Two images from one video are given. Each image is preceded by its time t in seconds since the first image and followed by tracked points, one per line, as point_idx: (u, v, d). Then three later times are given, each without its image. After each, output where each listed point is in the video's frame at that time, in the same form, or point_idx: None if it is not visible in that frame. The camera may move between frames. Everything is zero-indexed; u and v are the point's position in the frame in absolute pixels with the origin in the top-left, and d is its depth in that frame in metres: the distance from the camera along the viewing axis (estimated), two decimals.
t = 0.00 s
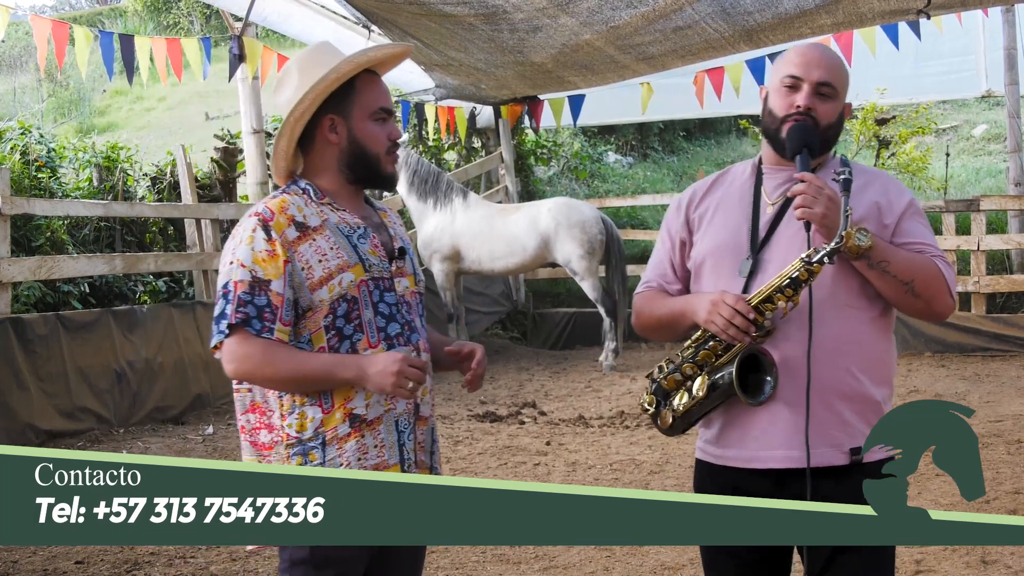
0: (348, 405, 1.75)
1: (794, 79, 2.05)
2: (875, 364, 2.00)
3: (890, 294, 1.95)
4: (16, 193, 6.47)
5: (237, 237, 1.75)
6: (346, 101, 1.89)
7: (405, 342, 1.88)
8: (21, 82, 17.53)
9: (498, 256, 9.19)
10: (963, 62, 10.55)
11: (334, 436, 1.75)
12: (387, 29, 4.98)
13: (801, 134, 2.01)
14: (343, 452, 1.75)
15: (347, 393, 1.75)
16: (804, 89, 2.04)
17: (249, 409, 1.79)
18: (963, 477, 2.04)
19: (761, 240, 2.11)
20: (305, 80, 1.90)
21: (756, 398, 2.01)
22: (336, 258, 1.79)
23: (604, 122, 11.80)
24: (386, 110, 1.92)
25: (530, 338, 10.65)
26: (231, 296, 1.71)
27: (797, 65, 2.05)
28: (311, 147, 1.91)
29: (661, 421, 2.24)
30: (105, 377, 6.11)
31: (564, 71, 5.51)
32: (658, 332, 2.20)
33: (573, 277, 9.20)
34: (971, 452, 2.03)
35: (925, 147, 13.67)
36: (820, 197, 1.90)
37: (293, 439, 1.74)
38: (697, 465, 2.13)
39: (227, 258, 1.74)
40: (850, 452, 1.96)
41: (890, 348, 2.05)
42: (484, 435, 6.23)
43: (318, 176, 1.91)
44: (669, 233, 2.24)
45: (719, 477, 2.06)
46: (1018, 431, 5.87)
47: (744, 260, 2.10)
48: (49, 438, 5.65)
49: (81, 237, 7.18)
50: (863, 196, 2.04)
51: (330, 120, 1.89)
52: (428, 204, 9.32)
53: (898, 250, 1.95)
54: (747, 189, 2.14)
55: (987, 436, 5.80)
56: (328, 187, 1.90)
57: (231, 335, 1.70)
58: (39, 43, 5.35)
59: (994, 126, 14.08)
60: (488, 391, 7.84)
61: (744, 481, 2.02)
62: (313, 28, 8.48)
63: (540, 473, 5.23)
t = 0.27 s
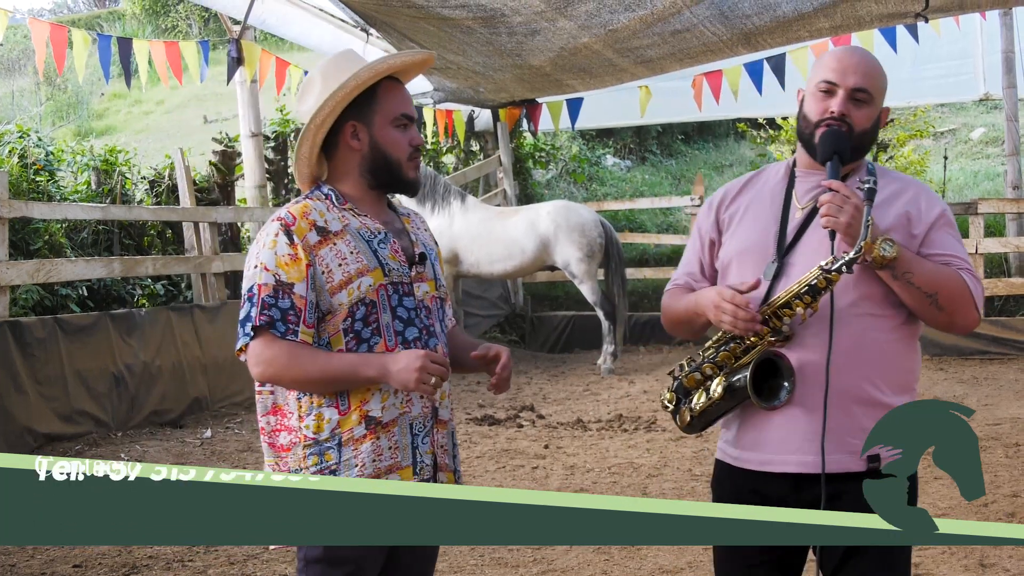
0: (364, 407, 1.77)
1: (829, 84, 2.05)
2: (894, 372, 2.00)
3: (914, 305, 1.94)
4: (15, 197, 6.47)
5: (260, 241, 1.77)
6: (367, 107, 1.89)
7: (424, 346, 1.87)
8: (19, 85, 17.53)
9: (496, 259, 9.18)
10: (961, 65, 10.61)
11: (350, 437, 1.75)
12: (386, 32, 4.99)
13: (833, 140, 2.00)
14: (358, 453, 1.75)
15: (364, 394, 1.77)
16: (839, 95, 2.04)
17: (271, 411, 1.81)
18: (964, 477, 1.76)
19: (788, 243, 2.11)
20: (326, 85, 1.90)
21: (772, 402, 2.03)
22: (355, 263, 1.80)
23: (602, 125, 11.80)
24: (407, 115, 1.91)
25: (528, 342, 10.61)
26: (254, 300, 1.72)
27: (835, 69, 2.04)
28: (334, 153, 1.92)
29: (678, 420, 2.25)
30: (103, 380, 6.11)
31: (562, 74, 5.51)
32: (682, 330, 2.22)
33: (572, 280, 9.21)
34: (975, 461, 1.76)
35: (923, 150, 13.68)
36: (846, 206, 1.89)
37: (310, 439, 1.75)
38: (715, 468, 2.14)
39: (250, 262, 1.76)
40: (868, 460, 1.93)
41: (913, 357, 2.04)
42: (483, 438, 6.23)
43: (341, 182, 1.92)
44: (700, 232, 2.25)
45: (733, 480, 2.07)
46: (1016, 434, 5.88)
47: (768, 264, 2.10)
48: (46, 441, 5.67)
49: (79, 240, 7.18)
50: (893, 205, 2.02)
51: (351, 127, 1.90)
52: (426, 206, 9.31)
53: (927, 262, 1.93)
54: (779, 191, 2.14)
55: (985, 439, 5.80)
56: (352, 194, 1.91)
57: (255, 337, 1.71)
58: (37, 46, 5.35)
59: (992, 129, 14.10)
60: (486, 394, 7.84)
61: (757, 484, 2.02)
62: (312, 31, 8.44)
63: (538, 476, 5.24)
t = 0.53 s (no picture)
0: (368, 410, 1.76)
1: (843, 95, 2.04)
2: (916, 380, 1.99)
3: (935, 314, 1.91)
4: (11, 201, 6.47)
5: (267, 246, 1.78)
6: (372, 112, 1.89)
7: (427, 351, 1.85)
8: (16, 89, 17.52)
9: (496, 263, 9.22)
10: (959, 69, 10.50)
11: (353, 439, 1.75)
12: (385, 35, 4.99)
13: (847, 153, 1.99)
14: (359, 454, 1.75)
15: (367, 398, 1.76)
16: (852, 105, 2.03)
17: (277, 412, 1.81)
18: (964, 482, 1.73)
19: (808, 250, 2.10)
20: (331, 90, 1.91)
21: (790, 407, 2.02)
22: (360, 267, 1.79)
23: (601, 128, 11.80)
24: (414, 119, 1.91)
25: (526, 346, 10.65)
26: (258, 303, 1.74)
27: (847, 80, 2.03)
28: (343, 159, 1.92)
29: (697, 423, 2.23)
30: (101, 385, 6.11)
31: (560, 78, 5.50)
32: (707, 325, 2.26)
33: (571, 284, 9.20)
34: (974, 463, 1.73)
35: (920, 154, 13.68)
36: (860, 219, 1.84)
37: (313, 441, 1.75)
38: (733, 471, 2.16)
39: (256, 266, 1.77)
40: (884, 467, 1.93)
41: (933, 366, 2.02)
42: (481, 442, 6.23)
43: (350, 187, 1.92)
44: (724, 237, 2.30)
45: (752, 482, 2.09)
46: (1013, 438, 5.88)
47: (789, 269, 2.11)
48: (44, 446, 5.68)
49: (76, 245, 7.17)
50: (916, 213, 1.99)
51: (358, 132, 1.90)
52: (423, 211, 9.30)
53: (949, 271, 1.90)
54: (803, 198, 2.15)
55: (983, 444, 5.80)
56: (360, 198, 1.90)
57: (254, 339, 1.72)
58: (34, 50, 5.34)
59: (989, 133, 14.11)
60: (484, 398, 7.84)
61: (775, 486, 2.04)
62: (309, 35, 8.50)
63: (536, 481, 5.23)
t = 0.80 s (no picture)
0: (362, 410, 1.76)
1: (819, 122, 2.04)
2: (926, 382, 1.99)
3: (950, 318, 1.91)
4: (10, 201, 6.47)
5: (265, 245, 1.80)
6: (375, 113, 1.89)
7: (425, 351, 1.84)
8: (15, 89, 17.53)
9: (496, 264, 9.23)
10: (957, 70, 10.50)
11: (348, 439, 1.76)
12: (383, 36, 4.98)
13: (838, 178, 2.00)
14: (353, 454, 1.75)
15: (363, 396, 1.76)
16: (830, 130, 2.02)
17: (278, 411, 1.82)
18: (963, 480, 1.72)
19: (820, 252, 2.09)
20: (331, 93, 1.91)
21: (799, 408, 2.03)
22: (356, 267, 1.79)
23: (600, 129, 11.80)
24: (418, 122, 1.90)
25: (525, 346, 10.62)
26: (254, 301, 1.75)
27: (818, 104, 2.03)
28: (346, 159, 1.92)
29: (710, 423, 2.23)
30: (100, 385, 6.11)
31: (559, 79, 5.50)
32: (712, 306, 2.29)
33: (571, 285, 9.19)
34: (975, 464, 1.72)
35: (918, 155, 13.68)
36: (867, 229, 1.86)
37: (309, 440, 1.76)
38: (744, 471, 2.17)
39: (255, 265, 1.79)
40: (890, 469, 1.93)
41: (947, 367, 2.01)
42: (480, 443, 6.24)
43: (352, 188, 1.91)
44: (738, 238, 2.29)
45: (762, 482, 2.10)
46: (1013, 438, 5.89)
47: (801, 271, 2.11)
48: (43, 446, 5.69)
49: (76, 245, 7.18)
50: (932, 216, 1.99)
51: (361, 134, 1.90)
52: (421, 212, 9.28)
53: (964, 274, 1.89)
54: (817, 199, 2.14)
55: (981, 444, 5.81)
56: (362, 200, 1.90)
57: (250, 338, 1.73)
58: (33, 51, 5.34)
59: (988, 133, 14.12)
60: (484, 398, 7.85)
61: (783, 486, 2.05)
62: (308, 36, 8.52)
63: (536, 481, 5.24)
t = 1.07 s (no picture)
0: (358, 409, 1.76)
1: (810, 125, 2.05)
2: (925, 383, 1.99)
3: (948, 318, 1.91)
4: (9, 202, 6.47)
5: (261, 246, 1.80)
6: (368, 113, 1.89)
7: (420, 351, 1.84)
8: (14, 90, 17.53)
9: (495, 265, 9.23)
10: (956, 71, 10.51)
11: (344, 438, 1.76)
12: (382, 36, 4.99)
13: (835, 176, 1.99)
14: (350, 454, 1.75)
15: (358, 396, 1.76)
16: (821, 132, 2.03)
17: (276, 413, 1.82)
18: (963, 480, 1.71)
19: (819, 253, 2.09)
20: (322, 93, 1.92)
21: (795, 413, 2.04)
22: (351, 266, 1.79)
23: (599, 130, 11.80)
24: (412, 120, 1.90)
25: (523, 347, 10.62)
26: (250, 302, 1.76)
27: (807, 108, 2.04)
28: (340, 159, 1.92)
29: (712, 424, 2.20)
30: (99, 386, 6.11)
31: (557, 80, 5.51)
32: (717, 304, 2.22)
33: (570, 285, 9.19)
34: (975, 463, 1.71)
35: (917, 156, 13.69)
36: (862, 230, 1.88)
37: (306, 441, 1.76)
38: (746, 470, 2.17)
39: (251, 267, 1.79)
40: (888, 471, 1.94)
41: (947, 368, 2.02)
42: (479, 443, 6.24)
43: (347, 188, 1.92)
44: (737, 242, 2.28)
45: (763, 482, 2.10)
46: (1011, 439, 5.89)
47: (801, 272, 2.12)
48: (41, 447, 5.69)
49: (74, 246, 7.18)
50: (929, 216, 1.99)
51: (355, 133, 1.90)
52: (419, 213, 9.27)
53: (961, 274, 1.89)
54: (816, 201, 2.15)
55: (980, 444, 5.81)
56: (357, 200, 1.91)
57: (249, 340, 1.75)
58: (31, 51, 5.34)
59: (987, 134, 14.14)
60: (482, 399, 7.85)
61: (783, 487, 2.05)
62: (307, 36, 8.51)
63: (534, 481, 5.24)
